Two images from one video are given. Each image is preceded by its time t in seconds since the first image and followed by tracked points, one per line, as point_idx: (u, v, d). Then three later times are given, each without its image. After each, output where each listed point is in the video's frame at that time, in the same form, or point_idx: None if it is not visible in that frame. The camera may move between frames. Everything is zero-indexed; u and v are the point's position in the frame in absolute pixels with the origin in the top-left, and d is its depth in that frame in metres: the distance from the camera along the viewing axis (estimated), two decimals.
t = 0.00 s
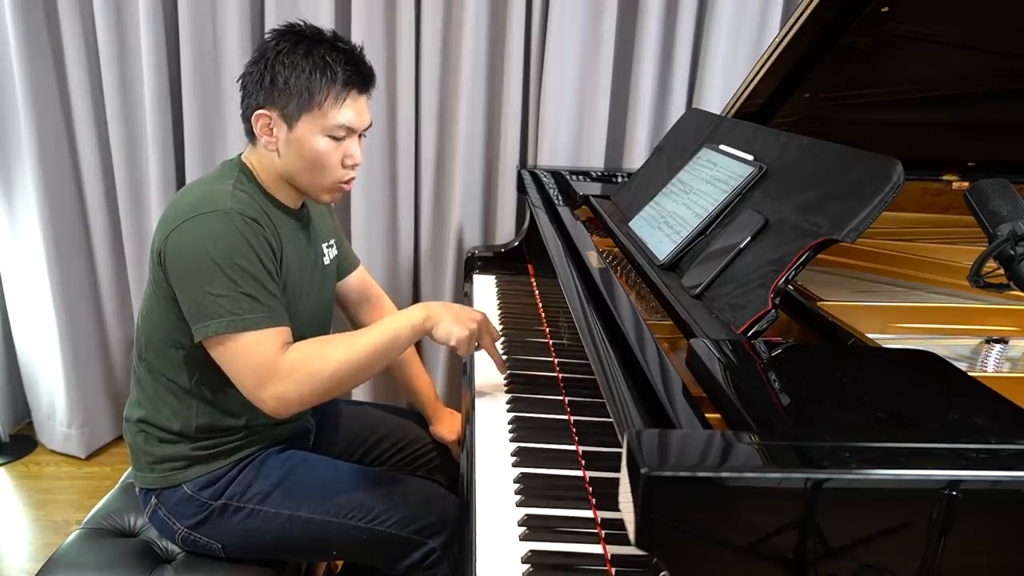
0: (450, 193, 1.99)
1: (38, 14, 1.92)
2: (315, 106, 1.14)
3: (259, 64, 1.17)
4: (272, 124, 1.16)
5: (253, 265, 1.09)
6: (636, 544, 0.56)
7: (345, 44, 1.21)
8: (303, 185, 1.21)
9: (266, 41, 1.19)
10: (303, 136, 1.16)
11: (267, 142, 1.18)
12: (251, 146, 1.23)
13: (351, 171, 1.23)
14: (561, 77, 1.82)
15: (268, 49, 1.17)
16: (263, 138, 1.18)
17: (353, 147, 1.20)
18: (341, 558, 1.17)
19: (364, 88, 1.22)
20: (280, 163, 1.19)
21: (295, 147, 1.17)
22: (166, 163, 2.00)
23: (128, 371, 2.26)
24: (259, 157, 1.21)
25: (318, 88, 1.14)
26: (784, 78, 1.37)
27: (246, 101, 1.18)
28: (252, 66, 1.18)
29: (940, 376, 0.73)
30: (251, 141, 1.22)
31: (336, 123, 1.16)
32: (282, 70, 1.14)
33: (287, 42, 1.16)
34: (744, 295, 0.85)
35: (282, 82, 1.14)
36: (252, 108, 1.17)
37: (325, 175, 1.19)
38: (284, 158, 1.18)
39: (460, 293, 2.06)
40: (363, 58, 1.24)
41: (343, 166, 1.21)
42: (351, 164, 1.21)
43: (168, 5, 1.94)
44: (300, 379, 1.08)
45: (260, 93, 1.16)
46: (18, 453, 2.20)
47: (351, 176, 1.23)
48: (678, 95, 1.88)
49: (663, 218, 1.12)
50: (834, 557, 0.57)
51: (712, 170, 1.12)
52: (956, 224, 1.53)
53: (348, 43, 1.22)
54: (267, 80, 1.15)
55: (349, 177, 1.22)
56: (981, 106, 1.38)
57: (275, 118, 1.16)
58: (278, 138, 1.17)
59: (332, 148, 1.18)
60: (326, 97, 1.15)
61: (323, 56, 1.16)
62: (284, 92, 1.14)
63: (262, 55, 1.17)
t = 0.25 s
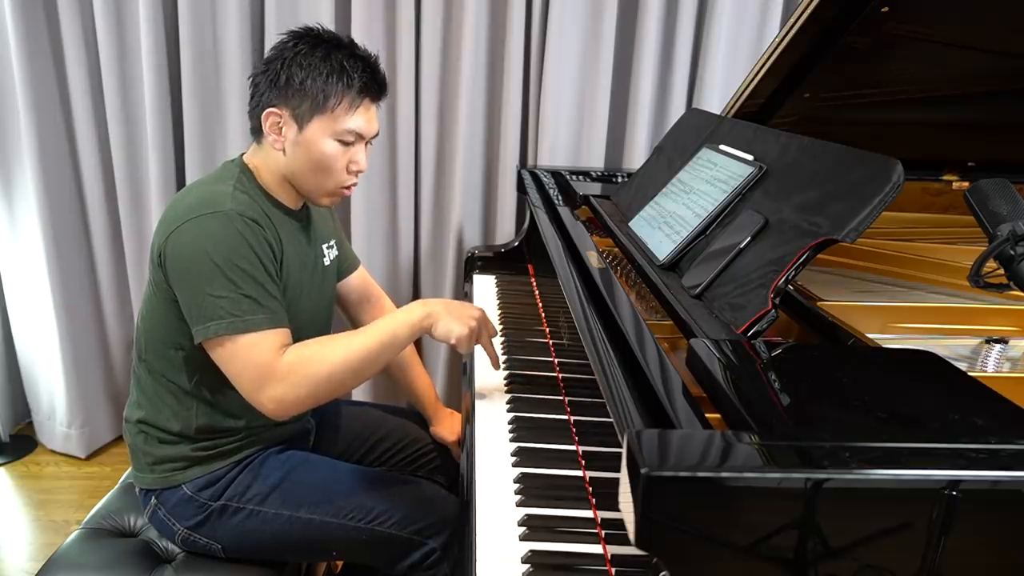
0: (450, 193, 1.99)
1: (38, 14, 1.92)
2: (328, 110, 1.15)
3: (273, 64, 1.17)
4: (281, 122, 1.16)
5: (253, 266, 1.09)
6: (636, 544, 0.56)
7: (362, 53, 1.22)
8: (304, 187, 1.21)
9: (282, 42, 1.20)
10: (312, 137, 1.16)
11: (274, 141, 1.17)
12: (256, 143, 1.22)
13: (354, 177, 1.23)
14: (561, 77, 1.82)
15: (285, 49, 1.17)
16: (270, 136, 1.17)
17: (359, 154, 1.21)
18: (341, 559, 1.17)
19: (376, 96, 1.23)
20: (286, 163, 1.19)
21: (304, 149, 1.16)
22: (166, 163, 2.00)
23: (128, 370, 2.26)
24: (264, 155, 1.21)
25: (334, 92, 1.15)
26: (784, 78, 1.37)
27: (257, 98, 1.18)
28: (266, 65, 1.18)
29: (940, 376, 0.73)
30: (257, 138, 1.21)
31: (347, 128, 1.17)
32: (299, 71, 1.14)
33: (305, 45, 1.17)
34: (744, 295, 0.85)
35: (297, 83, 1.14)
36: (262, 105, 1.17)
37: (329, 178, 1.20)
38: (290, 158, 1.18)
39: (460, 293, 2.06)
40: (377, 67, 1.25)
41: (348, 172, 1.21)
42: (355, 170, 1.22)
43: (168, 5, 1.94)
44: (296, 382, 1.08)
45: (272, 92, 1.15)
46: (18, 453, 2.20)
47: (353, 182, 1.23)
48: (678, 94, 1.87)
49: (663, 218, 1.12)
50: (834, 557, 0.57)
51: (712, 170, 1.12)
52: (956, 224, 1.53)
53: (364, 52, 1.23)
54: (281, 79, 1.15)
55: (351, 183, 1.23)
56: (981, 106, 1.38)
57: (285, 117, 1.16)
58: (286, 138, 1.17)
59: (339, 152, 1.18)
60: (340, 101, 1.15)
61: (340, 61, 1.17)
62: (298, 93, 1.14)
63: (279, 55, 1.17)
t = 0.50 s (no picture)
0: (450, 193, 1.99)
1: (38, 14, 1.92)
2: (334, 110, 1.15)
3: (282, 62, 1.17)
4: (286, 120, 1.16)
5: (252, 267, 1.09)
6: (636, 544, 0.56)
7: (370, 56, 1.22)
8: (306, 186, 1.21)
9: (293, 42, 1.20)
10: (316, 136, 1.16)
11: (278, 139, 1.18)
12: (260, 140, 1.22)
13: (356, 178, 1.23)
14: (560, 77, 1.82)
15: (295, 49, 1.18)
16: (274, 133, 1.17)
17: (361, 156, 1.21)
18: (341, 558, 1.17)
19: (383, 100, 1.23)
20: (289, 161, 1.19)
21: (306, 148, 1.16)
22: (166, 162, 2.00)
23: (128, 370, 2.26)
24: (268, 154, 1.21)
25: (340, 93, 1.15)
26: (784, 78, 1.37)
27: (264, 95, 1.18)
28: (275, 64, 1.19)
29: (940, 376, 0.73)
30: (262, 135, 1.21)
31: (350, 129, 1.17)
32: (307, 71, 1.14)
33: (315, 46, 1.17)
34: (744, 295, 0.85)
35: (305, 81, 1.14)
36: (269, 102, 1.17)
37: (331, 178, 1.19)
38: (294, 156, 1.18)
39: (460, 293, 2.06)
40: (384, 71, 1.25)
41: (350, 173, 1.21)
42: (357, 172, 1.22)
43: (168, 6, 1.94)
44: (293, 385, 1.08)
45: (279, 90, 1.16)
46: (18, 453, 2.20)
47: (355, 184, 1.23)
48: (678, 94, 1.87)
49: (663, 218, 1.12)
50: (834, 558, 0.57)
51: (712, 170, 1.12)
52: (955, 224, 1.53)
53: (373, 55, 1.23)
54: (289, 78, 1.15)
55: (353, 184, 1.23)
56: (981, 106, 1.38)
57: (290, 115, 1.16)
58: (290, 136, 1.17)
59: (341, 153, 1.18)
60: (347, 102, 1.15)
61: (349, 63, 1.17)
62: (305, 92, 1.14)
63: (289, 54, 1.17)
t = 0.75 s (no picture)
0: (450, 193, 1.98)
1: (38, 14, 1.92)
2: (330, 104, 1.15)
3: (275, 60, 1.17)
4: (283, 118, 1.16)
5: (253, 265, 1.09)
6: (636, 544, 0.56)
7: (362, 48, 1.22)
8: (306, 183, 1.21)
9: (285, 39, 1.20)
10: (313, 132, 1.16)
11: (276, 137, 1.17)
12: (258, 141, 1.22)
13: (355, 172, 1.23)
14: (560, 77, 1.82)
15: (287, 46, 1.18)
16: (272, 133, 1.17)
17: (360, 150, 1.21)
18: (340, 559, 1.17)
19: (377, 91, 1.23)
20: (287, 159, 1.19)
21: (305, 145, 1.17)
22: (166, 162, 2.00)
23: (128, 370, 2.26)
24: (266, 153, 1.21)
25: (335, 86, 1.15)
26: (784, 78, 1.37)
27: (259, 95, 1.18)
28: (269, 62, 1.18)
29: (940, 376, 0.73)
30: (259, 135, 1.21)
31: (348, 123, 1.17)
32: (301, 67, 1.14)
33: (307, 42, 1.17)
34: (744, 295, 0.85)
35: (300, 78, 1.14)
36: (265, 101, 1.17)
37: (330, 174, 1.20)
38: (292, 154, 1.18)
39: (460, 293, 2.06)
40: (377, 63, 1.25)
41: (348, 167, 1.21)
42: (356, 166, 1.22)
43: (168, 6, 1.94)
44: (303, 383, 1.08)
45: (274, 88, 1.15)
46: (18, 453, 2.20)
47: (354, 178, 1.23)
48: (678, 94, 1.87)
49: (663, 218, 1.12)
50: (834, 558, 0.57)
51: (712, 170, 1.12)
52: (955, 224, 1.53)
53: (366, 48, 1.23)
54: (283, 75, 1.15)
55: (352, 178, 1.23)
56: (981, 106, 1.38)
57: (287, 113, 1.15)
58: (288, 134, 1.17)
59: (340, 147, 1.18)
60: (342, 96, 1.15)
61: (342, 57, 1.16)
62: (300, 89, 1.14)
63: (282, 52, 1.17)
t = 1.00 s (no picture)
0: (450, 193, 1.98)
1: (38, 14, 1.92)
2: (293, 82, 1.17)
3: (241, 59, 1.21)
4: (257, 112, 1.19)
5: (259, 263, 1.09)
6: (636, 544, 0.56)
7: (321, 25, 1.23)
8: (297, 169, 1.21)
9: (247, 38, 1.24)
10: (286, 115, 1.17)
11: (256, 133, 1.20)
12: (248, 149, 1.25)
13: (343, 148, 1.22)
14: (560, 77, 1.82)
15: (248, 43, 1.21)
16: (252, 129, 1.20)
17: (339, 123, 1.21)
18: (341, 558, 1.17)
19: (345, 62, 1.23)
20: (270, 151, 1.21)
21: (281, 130, 1.18)
22: (166, 162, 2.00)
23: (127, 370, 2.26)
24: (254, 154, 1.23)
25: (295, 63, 1.17)
26: (784, 78, 1.37)
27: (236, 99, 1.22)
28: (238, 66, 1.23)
29: (940, 376, 0.73)
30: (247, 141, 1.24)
31: (316, 96, 1.17)
32: (260, 57, 1.18)
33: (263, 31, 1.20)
34: (744, 295, 0.85)
35: (262, 66, 1.17)
36: (240, 103, 1.21)
37: (315, 154, 1.20)
38: (272, 144, 1.20)
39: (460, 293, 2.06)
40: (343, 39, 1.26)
41: (332, 143, 1.21)
42: (340, 140, 1.21)
43: (168, 6, 1.94)
44: (318, 381, 1.10)
45: (243, 86, 1.19)
46: (18, 453, 2.20)
47: (342, 153, 1.22)
48: (678, 94, 1.87)
49: (663, 218, 1.12)
50: (834, 558, 0.57)
51: (712, 170, 1.12)
52: (955, 224, 1.53)
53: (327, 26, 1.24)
54: (247, 71, 1.19)
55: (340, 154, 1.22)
56: (981, 106, 1.38)
57: (258, 106, 1.19)
58: (264, 126, 1.19)
59: (317, 124, 1.19)
60: (303, 71, 1.17)
61: (295, 34, 1.18)
62: (263, 76, 1.17)
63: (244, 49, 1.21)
